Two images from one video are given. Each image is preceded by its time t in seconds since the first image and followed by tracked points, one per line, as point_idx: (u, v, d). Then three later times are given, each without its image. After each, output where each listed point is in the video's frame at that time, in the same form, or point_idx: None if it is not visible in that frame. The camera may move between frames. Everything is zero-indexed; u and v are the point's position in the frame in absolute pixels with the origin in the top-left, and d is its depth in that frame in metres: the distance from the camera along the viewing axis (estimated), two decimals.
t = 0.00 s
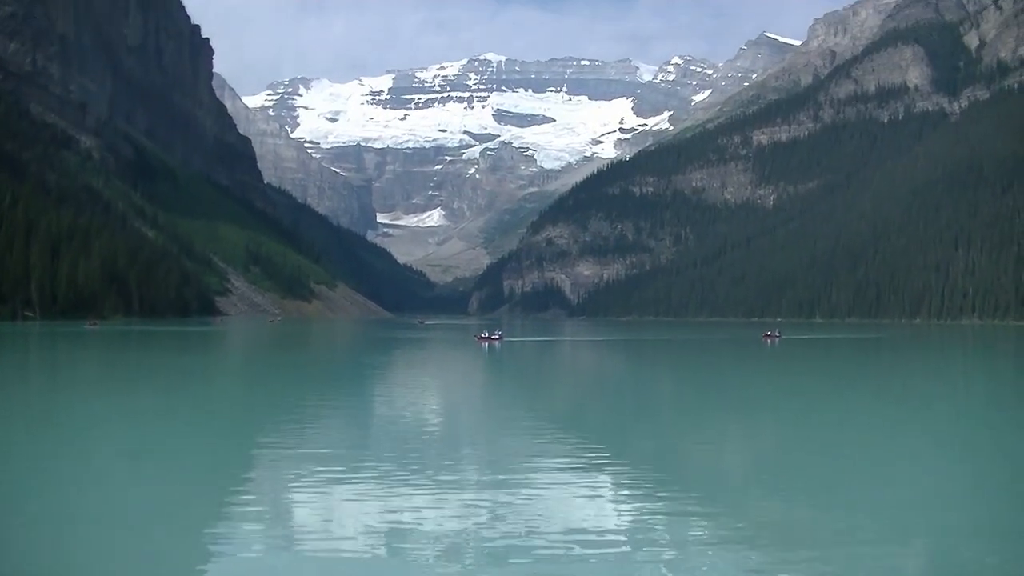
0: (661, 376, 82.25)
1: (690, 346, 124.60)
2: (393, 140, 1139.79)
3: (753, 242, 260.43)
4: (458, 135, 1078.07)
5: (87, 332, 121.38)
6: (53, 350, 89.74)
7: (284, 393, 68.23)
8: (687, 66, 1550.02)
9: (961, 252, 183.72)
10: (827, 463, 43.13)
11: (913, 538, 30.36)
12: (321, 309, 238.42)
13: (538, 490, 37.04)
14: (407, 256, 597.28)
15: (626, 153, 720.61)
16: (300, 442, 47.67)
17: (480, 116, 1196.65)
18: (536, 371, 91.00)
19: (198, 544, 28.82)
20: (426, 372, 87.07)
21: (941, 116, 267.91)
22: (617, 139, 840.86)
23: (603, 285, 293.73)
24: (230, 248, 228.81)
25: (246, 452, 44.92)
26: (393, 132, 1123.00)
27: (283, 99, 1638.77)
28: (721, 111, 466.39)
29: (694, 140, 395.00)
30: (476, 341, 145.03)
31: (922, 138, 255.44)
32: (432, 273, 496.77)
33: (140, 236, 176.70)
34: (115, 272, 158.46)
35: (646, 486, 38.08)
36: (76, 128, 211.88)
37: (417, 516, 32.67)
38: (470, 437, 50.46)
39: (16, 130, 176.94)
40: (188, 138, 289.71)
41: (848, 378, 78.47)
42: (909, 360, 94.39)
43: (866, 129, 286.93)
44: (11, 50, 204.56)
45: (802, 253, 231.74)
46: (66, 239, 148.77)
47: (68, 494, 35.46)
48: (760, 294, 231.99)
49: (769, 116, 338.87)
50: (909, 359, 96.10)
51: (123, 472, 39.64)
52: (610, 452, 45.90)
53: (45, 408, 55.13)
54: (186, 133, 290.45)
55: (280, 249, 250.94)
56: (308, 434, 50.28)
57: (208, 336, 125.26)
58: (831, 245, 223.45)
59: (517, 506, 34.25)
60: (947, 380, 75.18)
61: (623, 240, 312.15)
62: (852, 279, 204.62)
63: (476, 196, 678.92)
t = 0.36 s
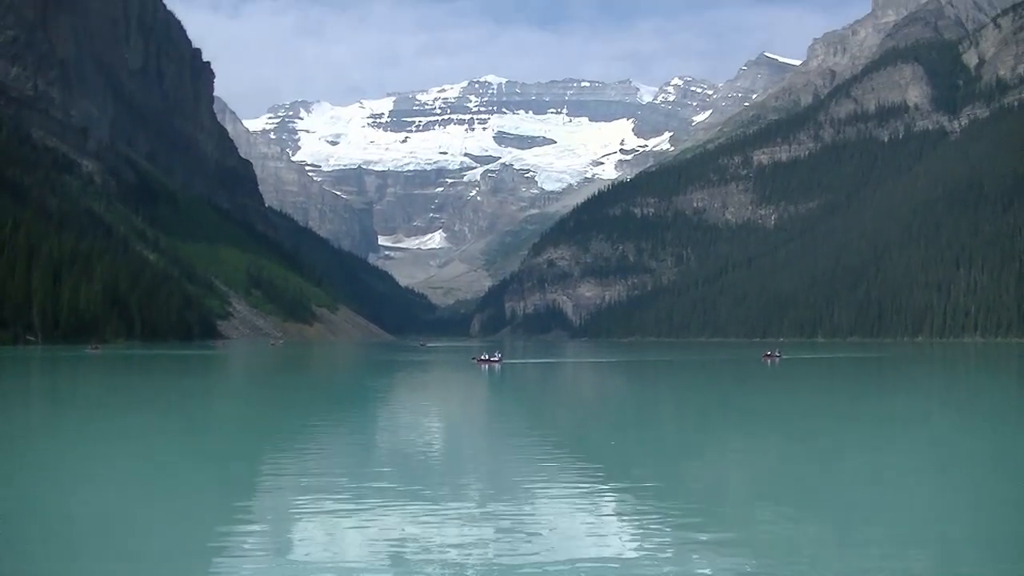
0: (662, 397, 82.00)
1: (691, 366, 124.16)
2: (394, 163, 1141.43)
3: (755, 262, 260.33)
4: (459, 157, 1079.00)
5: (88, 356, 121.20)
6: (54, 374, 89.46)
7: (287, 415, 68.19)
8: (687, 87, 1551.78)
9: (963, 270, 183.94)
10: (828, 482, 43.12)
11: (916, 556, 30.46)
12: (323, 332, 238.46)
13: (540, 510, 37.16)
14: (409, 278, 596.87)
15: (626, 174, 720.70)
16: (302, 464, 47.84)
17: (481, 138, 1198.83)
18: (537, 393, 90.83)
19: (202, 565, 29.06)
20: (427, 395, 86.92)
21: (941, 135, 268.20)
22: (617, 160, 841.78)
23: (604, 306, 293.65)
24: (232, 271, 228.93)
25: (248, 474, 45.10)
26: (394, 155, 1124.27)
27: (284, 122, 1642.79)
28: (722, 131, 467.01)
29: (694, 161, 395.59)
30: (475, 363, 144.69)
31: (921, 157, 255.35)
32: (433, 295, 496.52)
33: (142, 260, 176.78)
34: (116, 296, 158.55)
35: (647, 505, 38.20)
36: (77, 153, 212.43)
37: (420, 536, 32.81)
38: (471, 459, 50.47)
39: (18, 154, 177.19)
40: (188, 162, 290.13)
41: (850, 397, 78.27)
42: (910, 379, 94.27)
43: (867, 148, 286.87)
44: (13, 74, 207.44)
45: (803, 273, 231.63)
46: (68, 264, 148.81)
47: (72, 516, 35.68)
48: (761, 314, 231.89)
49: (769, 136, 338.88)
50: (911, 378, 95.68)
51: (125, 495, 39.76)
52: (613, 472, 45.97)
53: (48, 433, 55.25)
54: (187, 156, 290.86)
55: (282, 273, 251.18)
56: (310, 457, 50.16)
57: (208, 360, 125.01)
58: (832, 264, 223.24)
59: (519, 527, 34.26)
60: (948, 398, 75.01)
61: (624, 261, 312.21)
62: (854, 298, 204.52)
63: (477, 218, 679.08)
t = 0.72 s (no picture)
0: (664, 412, 82.21)
1: (691, 381, 124.09)
2: (395, 177, 1142.27)
3: (757, 277, 260.24)
4: (460, 172, 1078.47)
5: (90, 369, 121.23)
6: (54, 388, 89.09)
7: (287, 429, 68.14)
8: (688, 101, 1552.01)
9: (963, 284, 184.54)
10: (826, 497, 43.14)
11: (916, 569, 30.55)
12: (325, 346, 238.73)
13: (537, 524, 37.19)
14: (410, 293, 595.96)
15: (628, 189, 720.10)
16: (300, 477, 47.96)
17: (482, 152, 1199.93)
18: (538, 407, 91.00)
19: None
20: (428, 409, 87.10)
21: (942, 150, 268.55)
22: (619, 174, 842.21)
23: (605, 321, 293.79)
24: (234, 286, 229.30)
25: (247, 486, 45.21)
26: (395, 169, 1124.56)
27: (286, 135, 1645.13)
28: (723, 146, 467.50)
29: (695, 175, 395.89)
30: (473, 377, 144.33)
31: (922, 172, 254.82)
32: (434, 310, 496.68)
33: (143, 273, 176.99)
34: (118, 310, 158.69)
35: (644, 519, 38.20)
36: (79, 166, 212.86)
37: (419, 549, 32.90)
38: (468, 472, 50.49)
39: (21, 167, 176.98)
40: (190, 176, 290.17)
41: (849, 412, 77.89)
42: (912, 393, 94.50)
43: (868, 163, 287.32)
44: (14, 87, 203.25)
45: (805, 287, 231.67)
46: (70, 277, 148.80)
47: (71, 528, 35.79)
48: (762, 328, 231.80)
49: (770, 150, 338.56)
50: (912, 392, 95.66)
51: (123, 507, 39.82)
52: (612, 486, 45.98)
53: (49, 445, 55.28)
54: (188, 170, 290.87)
55: (284, 287, 251.46)
56: (310, 471, 50.31)
57: (211, 374, 125.21)
58: (834, 279, 222.79)
59: (519, 541, 34.25)
60: (948, 413, 75.37)
61: (625, 275, 312.43)
62: (855, 313, 204.71)
63: (478, 233, 678.46)
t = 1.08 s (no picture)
0: (667, 433, 82.09)
1: (692, 402, 123.90)
2: (397, 198, 1143.44)
3: (758, 297, 260.19)
4: (462, 194, 1079.62)
5: (92, 391, 121.20)
6: (57, 411, 88.79)
7: (290, 452, 67.97)
8: (688, 122, 1554.31)
9: (965, 303, 184.80)
10: (830, 517, 43.09)
11: None
12: (326, 368, 238.69)
13: (542, 545, 37.22)
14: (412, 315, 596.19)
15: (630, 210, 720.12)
16: (304, 500, 47.83)
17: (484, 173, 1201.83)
18: (539, 428, 90.93)
19: None
20: (429, 431, 86.99)
21: (943, 169, 268.90)
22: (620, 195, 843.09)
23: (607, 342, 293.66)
24: (235, 308, 229.37)
25: (251, 509, 45.08)
26: (397, 191, 1126.10)
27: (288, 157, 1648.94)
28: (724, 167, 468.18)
29: (697, 195, 396.31)
30: (473, 398, 143.94)
31: (923, 192, 254.85)
32: (436, 331, 496.41)
33: (145, 295, 177.04)
34: (119, 331, 158.74)
35: (648, 541, 38.15)
36: (81, 189, 213.24)
37: (419, 573, 32.69)
38: (471, 495, 50.35)
39: (22, 190, 177.26)
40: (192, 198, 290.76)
41: (848, 434, 77.89)
42: (914, 413, 94.41)
43: (869, 183, 287.64)
44: (16, 109, 208.12)
45: (806, 308, 231.61)
46: (71, 299, 148.97)
47: (75, 551, 35.67)
48: (764, 348, 231.68)
49: (772, 171, 338.55)
50: (915, 412, 95.41)
51: (125, 529, 39.69)
52: (616, 508, 45.96)
53: (53, 468, 55.05)
54: (190, 192, 291.34)
55: (285, 309, 251.48)
56: (313, 492, 50.21)
57: (212, 395, 125.06)
58: (836, 298, 222.86)
59: (521, 564, 34.06)
60: (952, 433, 75.18)
61: (627, 296, 312.35)
62: (857, 334, 204.77)
63: (480, 254, 678.77)
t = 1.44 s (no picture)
0: (669, 450, 81.89)
1: (693, 420, 123.87)
2: (397, 217, 1143.44)
3: (759, 313, 260.12)
4: (462, 212, 1079.66)
5: (91, 410, 120.98)
6: (56, 430, 88.55)
7: (290, 470, 68.04)
8: (689, 140, 1556.62)
9: (966, 319, 185.04)
10: (830, 535, 42.85)
11: None
12: (327, 386, 238.54)
13: (542, 562, 37.22)
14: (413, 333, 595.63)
15: (630, 227, 720.35)
16: (301, 518, 47.81)
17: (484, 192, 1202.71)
18: (541, 447, 90.93)
19: None
20: (430, 450, 86.72)
21: (944, 185, 269.19)
22: (620, 213, 843.24)
23: (607, 360, 293.53)
24: (236, 326, 229.21)
25: (250, 528, 44.91)
26: (397, 210, 1127.33)
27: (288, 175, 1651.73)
28: (724, 184, 468.33)
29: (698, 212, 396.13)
30: (472, 417, 143.17)
31: (923, 209, 255.20)
32: (437, 349, 495.53)
33: (145, 315, 176.80)
34: (118, 351, 158.53)
35: (652, 560, 37.71)
36: (81, 208, 213.33)
37: None
38: (470, 511, 50.39)
39: (22, 209, 177.18)
40: (193, 217, 290.95)
41: (849, 451, 77.62)
42: (916, 429, 94.83)
43: (869, 199, 287.82)
44: (18, 129, 207.04)
45: (807, 324, 231.52)
46: (71, 318, 148.79)
47: (81, 570, 35.81)
48: (765, 365, 231.63)
49: (772, 188, 338.30)
50: (917, 428, 95.48)
51: (121, 550, 39.28)
52: (614, 525, 46.00)
53: (52, 488, 54.76)
54: (190, 211, 291.53)
55: (286, 327, 251.47)
56: (312, 512, 50.05)
57: (212, 414, 124.80)
58: (836, 314, 222.97)
59: None
60: (954, 448, 75.05)
61: (628, 314, 312.19)
62: (857, 350, 204.89)
63: (481, 273, 678.03)
